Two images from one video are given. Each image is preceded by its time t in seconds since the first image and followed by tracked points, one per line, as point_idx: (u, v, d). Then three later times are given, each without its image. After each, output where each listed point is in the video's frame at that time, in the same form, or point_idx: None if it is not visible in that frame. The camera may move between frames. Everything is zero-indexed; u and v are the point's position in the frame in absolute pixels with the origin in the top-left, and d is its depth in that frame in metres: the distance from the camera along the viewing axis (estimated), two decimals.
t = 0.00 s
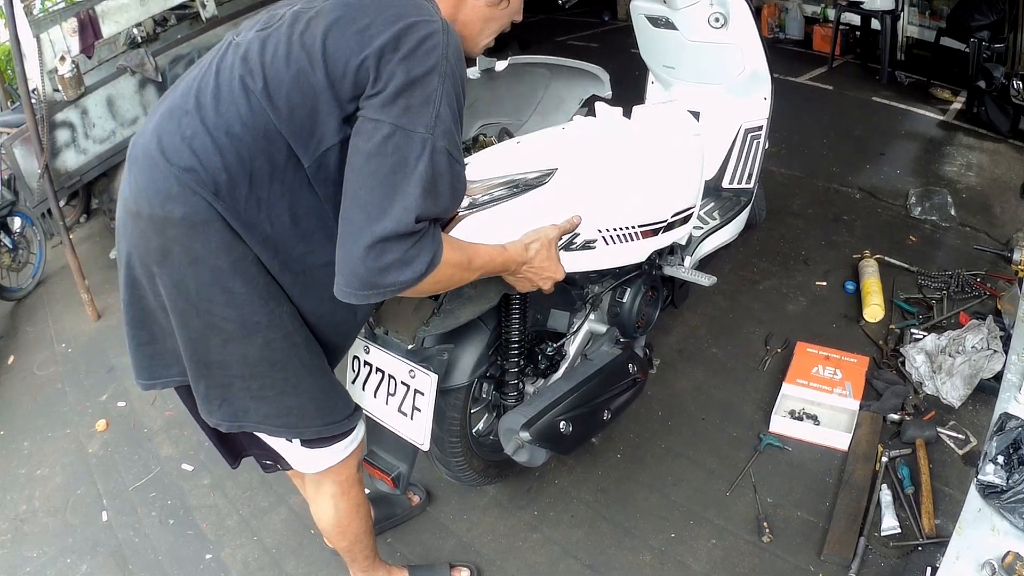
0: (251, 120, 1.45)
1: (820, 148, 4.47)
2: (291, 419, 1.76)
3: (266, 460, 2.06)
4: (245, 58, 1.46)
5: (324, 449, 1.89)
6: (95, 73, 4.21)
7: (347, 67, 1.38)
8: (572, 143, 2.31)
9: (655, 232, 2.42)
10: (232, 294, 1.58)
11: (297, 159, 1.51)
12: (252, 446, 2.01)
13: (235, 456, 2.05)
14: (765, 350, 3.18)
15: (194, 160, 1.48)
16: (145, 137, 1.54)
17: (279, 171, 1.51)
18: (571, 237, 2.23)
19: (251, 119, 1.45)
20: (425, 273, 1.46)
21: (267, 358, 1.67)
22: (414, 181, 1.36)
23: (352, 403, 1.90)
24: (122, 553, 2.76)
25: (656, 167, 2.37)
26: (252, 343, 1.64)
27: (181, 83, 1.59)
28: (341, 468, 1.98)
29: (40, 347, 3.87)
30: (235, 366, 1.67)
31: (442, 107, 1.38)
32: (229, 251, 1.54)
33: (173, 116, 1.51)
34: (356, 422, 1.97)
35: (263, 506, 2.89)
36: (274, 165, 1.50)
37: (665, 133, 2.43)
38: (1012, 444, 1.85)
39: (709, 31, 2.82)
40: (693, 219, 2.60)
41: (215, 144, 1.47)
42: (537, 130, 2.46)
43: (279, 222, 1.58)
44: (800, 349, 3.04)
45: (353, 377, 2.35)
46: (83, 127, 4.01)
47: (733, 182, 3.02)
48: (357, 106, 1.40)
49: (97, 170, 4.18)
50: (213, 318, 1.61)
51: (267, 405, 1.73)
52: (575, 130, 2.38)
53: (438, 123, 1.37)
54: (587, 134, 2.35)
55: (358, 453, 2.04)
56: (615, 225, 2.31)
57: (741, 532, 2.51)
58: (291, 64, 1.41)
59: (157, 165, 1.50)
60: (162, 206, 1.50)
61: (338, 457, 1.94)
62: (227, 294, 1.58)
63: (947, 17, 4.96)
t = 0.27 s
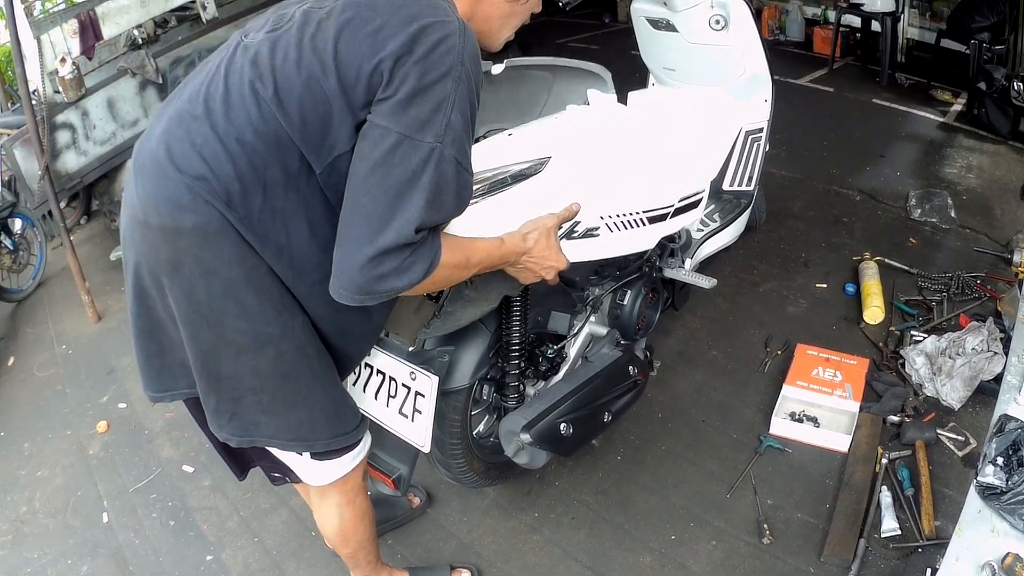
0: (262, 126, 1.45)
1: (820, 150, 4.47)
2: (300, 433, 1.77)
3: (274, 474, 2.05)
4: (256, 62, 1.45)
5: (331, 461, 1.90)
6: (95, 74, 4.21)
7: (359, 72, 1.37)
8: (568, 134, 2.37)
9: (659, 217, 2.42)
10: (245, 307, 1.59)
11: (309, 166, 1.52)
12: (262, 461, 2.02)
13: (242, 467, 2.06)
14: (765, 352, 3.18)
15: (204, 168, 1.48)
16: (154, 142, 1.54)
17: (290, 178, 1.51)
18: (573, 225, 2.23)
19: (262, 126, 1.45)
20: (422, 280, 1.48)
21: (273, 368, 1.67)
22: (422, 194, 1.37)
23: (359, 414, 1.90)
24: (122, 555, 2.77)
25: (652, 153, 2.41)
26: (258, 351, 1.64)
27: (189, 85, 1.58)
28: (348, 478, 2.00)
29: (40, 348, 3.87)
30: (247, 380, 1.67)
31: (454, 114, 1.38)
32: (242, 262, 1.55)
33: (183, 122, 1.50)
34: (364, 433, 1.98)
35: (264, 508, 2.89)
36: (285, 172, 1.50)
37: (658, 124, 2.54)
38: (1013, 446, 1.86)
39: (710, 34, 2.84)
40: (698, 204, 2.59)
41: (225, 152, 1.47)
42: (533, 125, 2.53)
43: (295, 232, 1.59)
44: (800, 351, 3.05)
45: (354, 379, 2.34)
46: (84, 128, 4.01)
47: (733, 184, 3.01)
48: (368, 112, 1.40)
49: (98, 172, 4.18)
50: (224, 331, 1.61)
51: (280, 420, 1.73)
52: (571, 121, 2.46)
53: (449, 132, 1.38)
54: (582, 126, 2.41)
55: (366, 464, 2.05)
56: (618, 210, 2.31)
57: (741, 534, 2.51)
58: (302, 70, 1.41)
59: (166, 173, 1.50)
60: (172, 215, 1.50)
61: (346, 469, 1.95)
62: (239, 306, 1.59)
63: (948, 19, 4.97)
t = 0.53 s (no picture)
0: (272, 130, 1.44)
1: (820, 153, 4.47)
2: (309, 441, 1.78)
3: (285, 489, 2.07)
4: (262, 65, 1.44)
5: (342, 469, 1.92)
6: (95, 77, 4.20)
7: (371, 70, 1.37)
8: (568, 118, 2.34)
9: (664, 196, 2.44)
10: (256, 315, 1.60)
11: (320, 170, 1.51)
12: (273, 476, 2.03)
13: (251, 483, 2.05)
14: (766, 355, 3.19)
15: (213, 176, 1.47)
16: (161, 151, 1.53)
17: (303, 182, 1.51)
18: (582, 209, 2.28)
19: (272, 130, 1.44)
20: (442, 276, 1.49)
21: (280, 375, 1.67)
22: (440, 191, 1.38)
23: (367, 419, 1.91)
24: (124, 557, 2.77)
25: (654, 133, 2.41)
26: (264, 357, 1.65)
27: (194, 91, 1.57)
28: (357, 485, 2.02)
29: (40, 351, 3.88)
30: (257, 391, 1.69)
31: (467, 110, 1.39)
32: (253, 269, 1.55)
33: (189, 130, 1.50)
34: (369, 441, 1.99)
35: (266, 511, 2.90)
36: (297, 177, 1.50)
37: (660, 105, 2.48)
38: (1012, 448, 1.69)
39: (710, 37, 2.84)
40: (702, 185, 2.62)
41: (234, 158, 1.46)
42: (529, 110, 2.47)
43: (308, 241, 1.58)
44: (800, 354, 3.06)
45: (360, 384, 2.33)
46: (84, 131, 4.01)
47: (734, 187, 3.00)
48: (381, 111, 1.40)
49: (98, 174, 4.19)
50: (234, 339, 1.62)
51: (291, 428, 1.75)
52: (569, 105, 2.41)
53: (465, 127, 1.39)
54: (580, 109, 2.38)
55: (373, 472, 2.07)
56: (625, 192, 2.34)
57: (741, 536, 2.51)
58: (311, 71, 1.40)
59: (176, 182, 1.49)
60: (182, 224, 1.50)
61: (355, 476, 1.97)
62: (250, 315, 1.60)
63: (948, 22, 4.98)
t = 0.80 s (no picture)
0: (272, 141, 1.45)
1: (821, 161, 4.49)
2: (314, 451, 1.78)
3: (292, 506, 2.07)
4: (261, 76, 1.45)
5: (346, 478, 1.92)
6: (99, 87, 4.22)
7: (368, 76, 1.39)
8: (555, 120, 2.37)
9: (655, 193, 2.45)
10: (261, 328, 1.60)
11: (321, 179, 1.53)
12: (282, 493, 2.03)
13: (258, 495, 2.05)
14: (767, 363, 3.19)
15: (214, 188, 1.47)
16: (161, 166, 1.54)
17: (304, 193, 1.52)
18: (574, 208, 2.26)
19: (271, 140, 1.45)
20: (436, 279, 1.48)
21: (283, 387, 1.68)
22: (435, 193, 1.38)
23: (371, 428, 1.91)
24: (126, 565, 2.78)
25: (642, 130, 2.43)
26: (268, 370, 1.65)
27: (193, 107, 1.58)
28: (361, 497, 2.03)
29: (43, 358, 3.88)
30: (263, 403, 1.69)
31: (463, 113, 1.40)
32: (258, 282, 1.55)
33: (189, 144, 1.50)
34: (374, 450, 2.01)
35: (268, 519, 2.90)
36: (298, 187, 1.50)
37: (649, 103, 2.51)
38: (1012, 453, 1.81)
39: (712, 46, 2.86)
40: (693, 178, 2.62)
41: (234, 170, 1.47)
42: (516, 113, 2.51)
43: (311, 249, 1.59)
44: (802, 361, 3.07)
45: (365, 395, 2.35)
46: (87, 139, 4.02)
47: (737, 197, 3.01)
48: (378, 117, 1.41)
49: (101, 182, 4.19)
50: (240, 353, 1.61)
51: (297, 440, 1.76)
52: (557, 106, 2.44)
53: (460, 130, 1.40)
54: (568, 109, 2.41)
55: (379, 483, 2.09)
56: (616, 190, 2.34)
57: (744, 544, 2.52)
58: (310, 79, 1.42)
59: (176, 197, 1.50)
60: (183, 239, 1.50)
61: (361, 486, 1.98)
62: (255, 327, 1.59)
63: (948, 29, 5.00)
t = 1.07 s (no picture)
0: (267, 150, 1.45)
1: (824, 168, 4.50)
2: (317, 458, 1.79)
3: (290, 511, 2.07)
4: (255, 86, 1.45)
5: (344, 485, 1.92)
6: (102, 91, 4.22)
7: (362, 85, 1.38)
8: (555, 125, 2.35)
9: (658, 193, 2.49)
10: (257, 336, 1.60)
11: (316, 187, 1.51)
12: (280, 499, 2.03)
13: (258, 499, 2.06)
14: (770, 370, 3.20)
15: (209, 198, 1.47)
16: (157, 176, 1.53)
17: (300, 201, 1.51)
18: (579, 211, 2.30)
19: (267, 150, 1.45)
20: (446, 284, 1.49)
21: (286, 395, 1.68)
22: (438, 199, 1.39)
23: (372, 433, 1.92)
24: (130, 570, 2.78)
25: (642, 131, 2.45)
26: (270, 378, 1.65)
27: (187, 117, 1.58)
28: (359, 502, 2.03)
29: (46, 363, 3.89)
30: (259, 411, 1.70)
31: (459, 119, 1.40)
32: (254, 290, 1.56)
33: (184, 154, 1.50)
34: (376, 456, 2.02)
35: (272, 525, 2.91)
36: (295, 195, 1.50)
37: (648, 104, 2.53)
38: (1014, 458, 1.91)
39: (716, 54, 2.88)
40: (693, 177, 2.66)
41: (230, 180, 1.46)
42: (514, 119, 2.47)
43: (305, 256, 1.59)
44: (805, 369, 3.08)
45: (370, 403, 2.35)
46: (91, 144, 4.03)
47: (740, 205, 3.02)
48: (374, 125, 1.41)
49: (105, 188, 4.20)
50: (236, 362, 1.62)
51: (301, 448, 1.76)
52: (556, 111, 2.42)
53: (457, 136, 1.40)
54: (566, 114, 2.40)
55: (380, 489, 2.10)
56: (619, 191, 2.38)
57: (746, 550, 2.52)
58: (304, 88, 1.41)
59: (172, 207, 1.50)
60: (180, 248, 1.50)
61: (360, 493, 1.98)
62: (251, 336, 1.60)
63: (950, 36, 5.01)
